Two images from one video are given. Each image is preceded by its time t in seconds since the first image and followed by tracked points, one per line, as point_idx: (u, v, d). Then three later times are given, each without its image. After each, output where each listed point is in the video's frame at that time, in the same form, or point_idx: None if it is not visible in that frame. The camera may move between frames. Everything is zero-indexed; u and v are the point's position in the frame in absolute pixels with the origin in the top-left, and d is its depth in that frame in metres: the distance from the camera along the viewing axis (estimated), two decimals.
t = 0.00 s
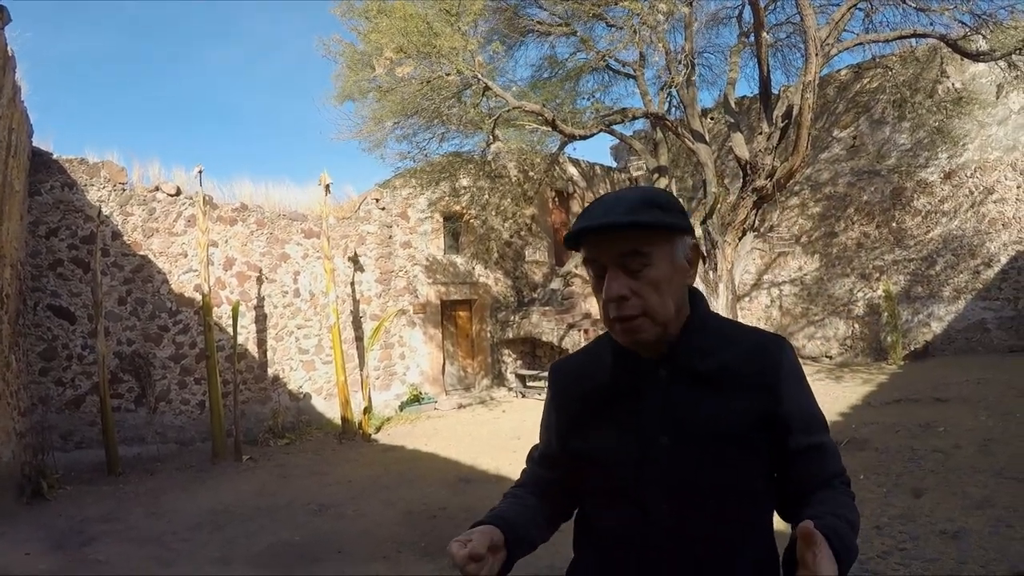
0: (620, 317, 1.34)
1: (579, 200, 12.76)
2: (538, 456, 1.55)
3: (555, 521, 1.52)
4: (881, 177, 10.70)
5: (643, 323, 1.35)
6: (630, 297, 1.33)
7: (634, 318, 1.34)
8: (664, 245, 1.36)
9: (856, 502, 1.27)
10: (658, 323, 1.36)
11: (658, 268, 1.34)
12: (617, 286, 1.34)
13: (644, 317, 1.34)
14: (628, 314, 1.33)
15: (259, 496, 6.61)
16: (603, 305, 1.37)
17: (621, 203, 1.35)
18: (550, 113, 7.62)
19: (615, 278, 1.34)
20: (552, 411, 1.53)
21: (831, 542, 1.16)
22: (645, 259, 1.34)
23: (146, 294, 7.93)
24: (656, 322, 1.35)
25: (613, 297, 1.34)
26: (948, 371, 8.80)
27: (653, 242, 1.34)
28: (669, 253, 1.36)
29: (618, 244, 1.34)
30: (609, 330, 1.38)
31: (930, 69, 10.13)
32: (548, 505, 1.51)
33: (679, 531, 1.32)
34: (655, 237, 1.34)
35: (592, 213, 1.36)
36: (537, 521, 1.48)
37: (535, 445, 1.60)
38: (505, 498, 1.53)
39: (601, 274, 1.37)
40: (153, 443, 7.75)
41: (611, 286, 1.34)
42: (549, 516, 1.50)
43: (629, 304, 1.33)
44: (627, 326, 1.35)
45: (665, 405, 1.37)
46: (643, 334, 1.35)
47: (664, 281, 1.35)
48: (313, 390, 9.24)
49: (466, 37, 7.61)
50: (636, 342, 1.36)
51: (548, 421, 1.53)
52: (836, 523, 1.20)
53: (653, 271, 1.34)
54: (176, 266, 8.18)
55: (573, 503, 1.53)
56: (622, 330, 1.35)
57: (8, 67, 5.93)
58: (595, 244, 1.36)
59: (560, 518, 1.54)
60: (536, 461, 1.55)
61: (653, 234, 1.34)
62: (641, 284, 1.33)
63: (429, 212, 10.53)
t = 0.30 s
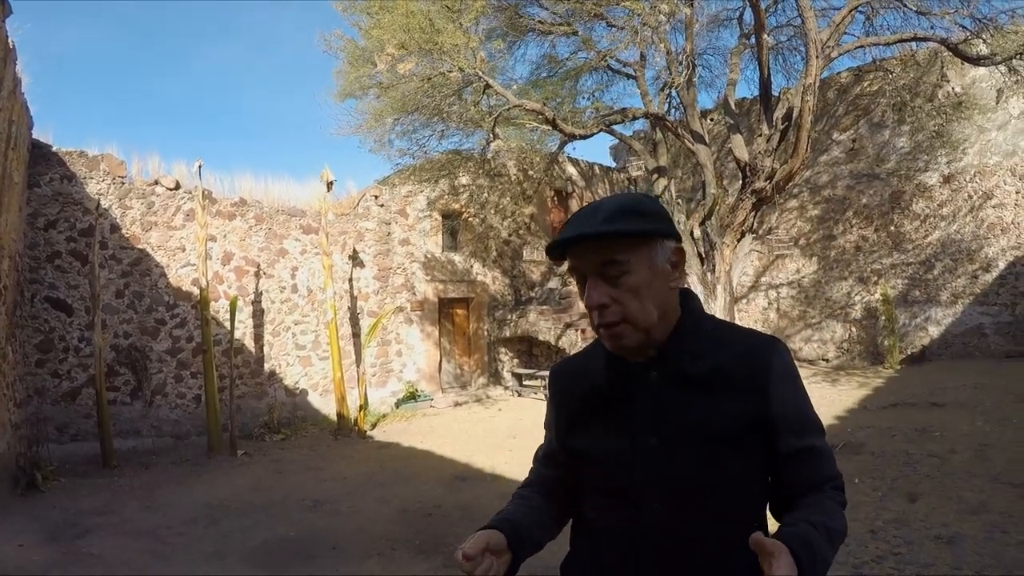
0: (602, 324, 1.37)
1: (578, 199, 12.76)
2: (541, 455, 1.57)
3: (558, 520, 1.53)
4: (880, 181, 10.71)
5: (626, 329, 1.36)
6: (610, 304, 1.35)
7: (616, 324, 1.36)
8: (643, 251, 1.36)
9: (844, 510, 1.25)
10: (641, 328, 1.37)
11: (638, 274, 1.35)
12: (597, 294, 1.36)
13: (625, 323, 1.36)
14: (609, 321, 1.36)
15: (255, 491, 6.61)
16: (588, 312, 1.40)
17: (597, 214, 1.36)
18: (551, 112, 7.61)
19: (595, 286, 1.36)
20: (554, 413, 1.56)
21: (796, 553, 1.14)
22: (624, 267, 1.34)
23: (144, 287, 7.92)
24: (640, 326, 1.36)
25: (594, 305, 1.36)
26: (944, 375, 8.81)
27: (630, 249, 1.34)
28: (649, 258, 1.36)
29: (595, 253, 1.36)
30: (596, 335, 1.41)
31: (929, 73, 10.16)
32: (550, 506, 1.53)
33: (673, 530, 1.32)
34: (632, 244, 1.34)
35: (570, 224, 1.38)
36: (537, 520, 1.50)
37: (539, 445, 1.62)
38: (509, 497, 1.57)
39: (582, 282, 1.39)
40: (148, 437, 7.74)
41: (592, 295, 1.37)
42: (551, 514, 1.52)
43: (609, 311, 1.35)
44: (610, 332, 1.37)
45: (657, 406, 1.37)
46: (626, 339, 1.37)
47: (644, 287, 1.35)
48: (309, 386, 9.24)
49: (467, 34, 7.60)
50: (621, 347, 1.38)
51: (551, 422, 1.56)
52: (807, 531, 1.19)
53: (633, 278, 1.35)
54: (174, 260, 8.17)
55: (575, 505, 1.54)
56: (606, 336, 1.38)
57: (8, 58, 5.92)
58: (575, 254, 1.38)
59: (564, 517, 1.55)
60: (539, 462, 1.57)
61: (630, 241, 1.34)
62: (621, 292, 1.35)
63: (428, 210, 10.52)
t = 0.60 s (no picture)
0: (605, 322, 1.35)
1: (575, 198, 12.77)
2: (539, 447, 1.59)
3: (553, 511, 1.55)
4: (877, 182, 10.73)
5: (627, 327, 1.35)
6: (612, 302, 1.33)
7: (617, 322, 1.35)
8: (649, 251, 1.34)
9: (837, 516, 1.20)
10: (641, 328, 1.35)
11: (642, 275, 1.33)
12: (601, 291, 1.34)
13: (628, 321, 1.34)
14: (611, 318, 1.34)
15: (251, 489, 6.61)
16: (590, 308, 1.38)
17: (607, 211, 1.34)
18: (549, 111, 7.61)
19: (600, 283, 1.34)
20: (551, 406, 1.56)
21: (759, 561, 1.12)
22: (629, 265, 1.33)
23: (140, 283, 7.91)
24: (640, 325, 1.35)
25: (598, 301, 1.34)
26: (940, 376, 8.83)
27: (637, 249, 1.32)
28: (654, 258, 1.35)
29: (602, 251, 1.33)
30: (597, 331, 1.40)
31: (926, 76, 10.33)
32: (546, 499, 1.55)
33: (666, 524, 1.33)
34: (639, 243, 1.33)
35: (579, 220, 1.36)
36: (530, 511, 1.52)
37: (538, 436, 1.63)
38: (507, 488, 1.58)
39: (586, 280, 1.37)
40: (144, 435, 7.72)
41: (596, 291, 1.34)
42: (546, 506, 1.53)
43: (612, 308, 1.34)
44: (611, 329, 1.36)
45: (652, 402, 1.37)
46: (626, 337, 1.36)
47: (648, 287, 1.34)
48: (305, 383, 9.24)
49: (466, 33, 7.60)
50: (621, 344, 1.37)
51: (548, 415, 1.57)
52: (784, 540, 1.16)
53: (637, 277, 1.33)
54: (170, 256, 8.17)
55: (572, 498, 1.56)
56: (606, 334, 1.37)
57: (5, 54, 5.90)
58: (581, 250, 1.36)
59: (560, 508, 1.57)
60: (536, 453, 1.59)
61: (638, 241, 1.33)
62: (624, 290, 1.33)
63: (425, 208, 10.52)
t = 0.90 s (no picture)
0: (677, 307, 1.38)
1: (571, 196, 12.78)
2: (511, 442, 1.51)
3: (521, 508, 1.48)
4: (873, 182, 10.75)
5: (687, 318, 1.42)
6: (689, 290, 1.38)
7: (684, 311, 1.40)
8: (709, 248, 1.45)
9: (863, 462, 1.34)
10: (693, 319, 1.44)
11: (705, 269, 1.44)
12: (680, 278, 1.38)
13: (691, 311, 1.41)
14: (682, 306, 1.39)
15: (246, 487, 6.61)
16: (656, 293, 1.39)
17: (692, 202, 1.40)
18: (546, 109, 7.60)
19: (677, 270, 1.38)
20: (534, 402, 1.50)
21: (897, 513, 1.19)
22: (701, 258, 1.41)
23: (135, 281, 7.90)
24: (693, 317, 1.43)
25: (677, 288, 1.37)
26: (935, 375, 8.87)
27: (709, 244, 1.42)
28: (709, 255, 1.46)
29: (686, 239, 1.39)
30: (649, 320, 1.41)
31: (923, 76, 10.35)
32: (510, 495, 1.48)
33: (676, 516, 1.38)
34: (709, 239, 1.43)
35: (669, 204, 1.37)
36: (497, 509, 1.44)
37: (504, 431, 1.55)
38: (475, 487, 1.46)
39: (667, 260, 1.38)
40: (139, 433, 7.70)
41: (676, 277, 1.37)
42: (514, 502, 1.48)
43: (684, 296, 1.39)
44: (674, 318, 1.39)
45: (663, 398, 1.42)
46: (683, 327, 1.42)
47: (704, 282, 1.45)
48: (301, 381, 9.23)
49: (463, 30, 7.60)
50: (674, 335, 1.42)
51: (529, 411, 1.50)
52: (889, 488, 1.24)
53: (702, 272, 1.43)
54: (166, 254, 8.15)
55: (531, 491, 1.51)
56: (669, 322, 1.39)
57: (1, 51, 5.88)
58: (665, 234, 1.38)
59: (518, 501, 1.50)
60: (508, 448, 1.51)
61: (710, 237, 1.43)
62: (694, 281, 1.41)
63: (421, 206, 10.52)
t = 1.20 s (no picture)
0: (671, 307, 1.40)
1: (565, 195, 12.80)
2: (513, 454, 1.43)
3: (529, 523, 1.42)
4: (866, 181, 10.78)
5: (682, 318, 1.43)
6: (684, 290, 1.40)
7: (678, 312, 1.41)
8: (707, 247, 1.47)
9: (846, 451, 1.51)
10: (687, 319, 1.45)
11: (702, 269, 1.45)
12: (675, 278, 1.39)
13: (685, 311, 1.42)
14: (676, 306, 1.40)
15: (241, 487, 6.59)
16: (650, 293, 1.40)
17: (691, 202, 1.40)
18: (541, 107, 7.60)
19: (672, 270, 1.39)
20: (532, 411, 1.44)
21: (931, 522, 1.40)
22: (697, 258, 1.43)
23: (128, 280, 7.87)
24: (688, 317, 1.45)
25: (671, 288, 1.38)
26: (928, 372, 8.90)
27: (706, 243, 1.44)
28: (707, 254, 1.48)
29: (684, 238, 1.40)
30: (645, 320, 1.42)
31: (917, 76, 10.30)
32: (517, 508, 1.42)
33: (684, 516, 1.41)
34: (707, 239, 1.44)
35: (669, 204, 1.38)
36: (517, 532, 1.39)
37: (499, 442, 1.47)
38: (494, 521, 1.40)
39: (660, 259, 1.39)
40: (133, 433, 7.67)
41: (671, 277, 1.38)
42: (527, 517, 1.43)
43: (679, 296, 1.40)
44: (667, 317, 1.41)
45: (669, 400, 1.44)
46: (676, 327, 1.43)
47: (701, 281, 1.46)
48: (295, 380, 9.22)
49: (458, 28, 7.60)
50: (668, 335, 1.43)
51: (528, 422, 1.43)
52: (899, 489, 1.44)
53: (698, 271, 1.44)
54: (159, 253, 8.13)
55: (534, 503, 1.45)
56: (662, 322, 1.41)
57: None
58: (663, 233, 1.39)
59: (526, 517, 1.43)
60: (509, 460, 1.43)
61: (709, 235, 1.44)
62: (689, 281, 1.42)
63: (415, 204, 10.52)
